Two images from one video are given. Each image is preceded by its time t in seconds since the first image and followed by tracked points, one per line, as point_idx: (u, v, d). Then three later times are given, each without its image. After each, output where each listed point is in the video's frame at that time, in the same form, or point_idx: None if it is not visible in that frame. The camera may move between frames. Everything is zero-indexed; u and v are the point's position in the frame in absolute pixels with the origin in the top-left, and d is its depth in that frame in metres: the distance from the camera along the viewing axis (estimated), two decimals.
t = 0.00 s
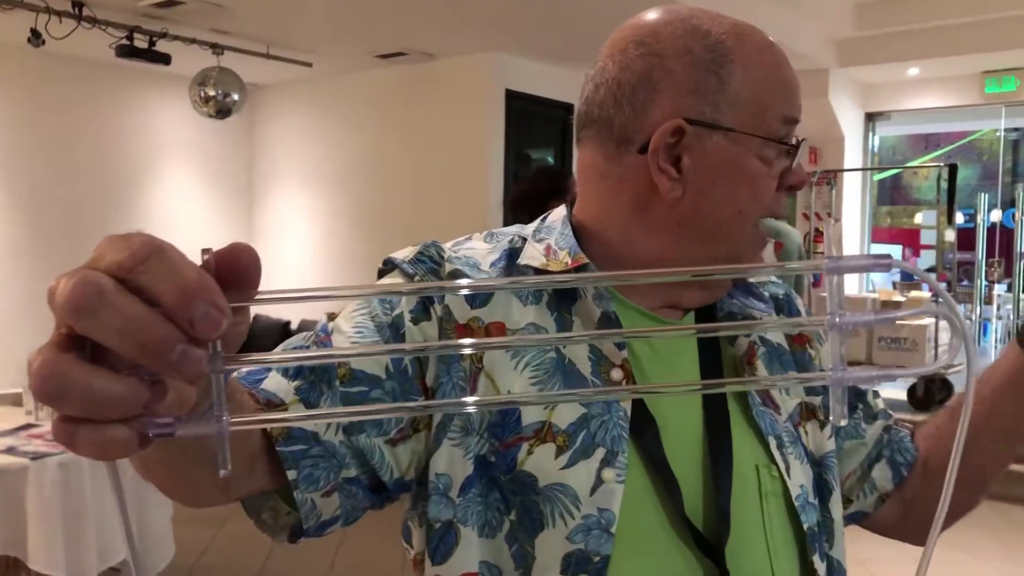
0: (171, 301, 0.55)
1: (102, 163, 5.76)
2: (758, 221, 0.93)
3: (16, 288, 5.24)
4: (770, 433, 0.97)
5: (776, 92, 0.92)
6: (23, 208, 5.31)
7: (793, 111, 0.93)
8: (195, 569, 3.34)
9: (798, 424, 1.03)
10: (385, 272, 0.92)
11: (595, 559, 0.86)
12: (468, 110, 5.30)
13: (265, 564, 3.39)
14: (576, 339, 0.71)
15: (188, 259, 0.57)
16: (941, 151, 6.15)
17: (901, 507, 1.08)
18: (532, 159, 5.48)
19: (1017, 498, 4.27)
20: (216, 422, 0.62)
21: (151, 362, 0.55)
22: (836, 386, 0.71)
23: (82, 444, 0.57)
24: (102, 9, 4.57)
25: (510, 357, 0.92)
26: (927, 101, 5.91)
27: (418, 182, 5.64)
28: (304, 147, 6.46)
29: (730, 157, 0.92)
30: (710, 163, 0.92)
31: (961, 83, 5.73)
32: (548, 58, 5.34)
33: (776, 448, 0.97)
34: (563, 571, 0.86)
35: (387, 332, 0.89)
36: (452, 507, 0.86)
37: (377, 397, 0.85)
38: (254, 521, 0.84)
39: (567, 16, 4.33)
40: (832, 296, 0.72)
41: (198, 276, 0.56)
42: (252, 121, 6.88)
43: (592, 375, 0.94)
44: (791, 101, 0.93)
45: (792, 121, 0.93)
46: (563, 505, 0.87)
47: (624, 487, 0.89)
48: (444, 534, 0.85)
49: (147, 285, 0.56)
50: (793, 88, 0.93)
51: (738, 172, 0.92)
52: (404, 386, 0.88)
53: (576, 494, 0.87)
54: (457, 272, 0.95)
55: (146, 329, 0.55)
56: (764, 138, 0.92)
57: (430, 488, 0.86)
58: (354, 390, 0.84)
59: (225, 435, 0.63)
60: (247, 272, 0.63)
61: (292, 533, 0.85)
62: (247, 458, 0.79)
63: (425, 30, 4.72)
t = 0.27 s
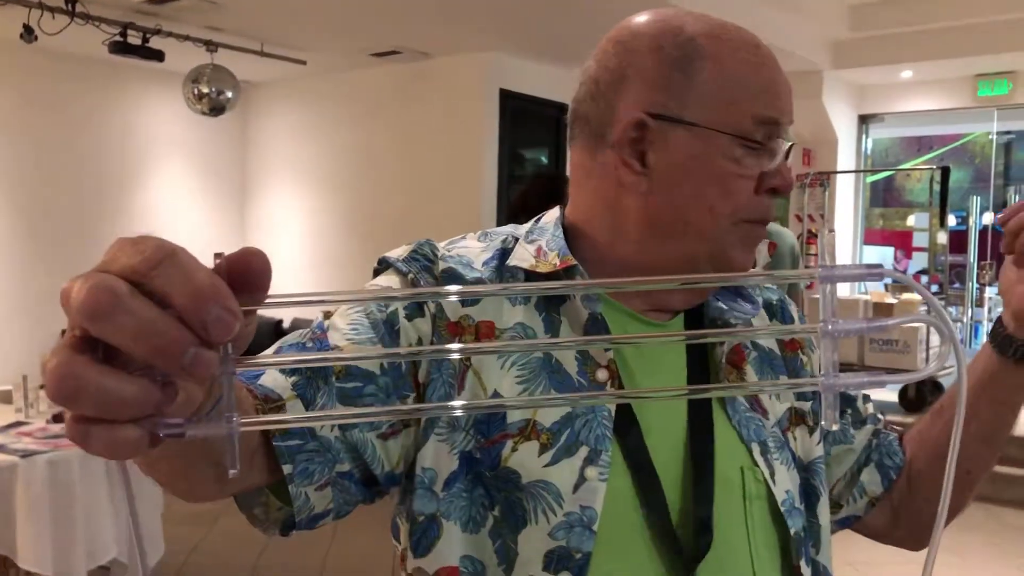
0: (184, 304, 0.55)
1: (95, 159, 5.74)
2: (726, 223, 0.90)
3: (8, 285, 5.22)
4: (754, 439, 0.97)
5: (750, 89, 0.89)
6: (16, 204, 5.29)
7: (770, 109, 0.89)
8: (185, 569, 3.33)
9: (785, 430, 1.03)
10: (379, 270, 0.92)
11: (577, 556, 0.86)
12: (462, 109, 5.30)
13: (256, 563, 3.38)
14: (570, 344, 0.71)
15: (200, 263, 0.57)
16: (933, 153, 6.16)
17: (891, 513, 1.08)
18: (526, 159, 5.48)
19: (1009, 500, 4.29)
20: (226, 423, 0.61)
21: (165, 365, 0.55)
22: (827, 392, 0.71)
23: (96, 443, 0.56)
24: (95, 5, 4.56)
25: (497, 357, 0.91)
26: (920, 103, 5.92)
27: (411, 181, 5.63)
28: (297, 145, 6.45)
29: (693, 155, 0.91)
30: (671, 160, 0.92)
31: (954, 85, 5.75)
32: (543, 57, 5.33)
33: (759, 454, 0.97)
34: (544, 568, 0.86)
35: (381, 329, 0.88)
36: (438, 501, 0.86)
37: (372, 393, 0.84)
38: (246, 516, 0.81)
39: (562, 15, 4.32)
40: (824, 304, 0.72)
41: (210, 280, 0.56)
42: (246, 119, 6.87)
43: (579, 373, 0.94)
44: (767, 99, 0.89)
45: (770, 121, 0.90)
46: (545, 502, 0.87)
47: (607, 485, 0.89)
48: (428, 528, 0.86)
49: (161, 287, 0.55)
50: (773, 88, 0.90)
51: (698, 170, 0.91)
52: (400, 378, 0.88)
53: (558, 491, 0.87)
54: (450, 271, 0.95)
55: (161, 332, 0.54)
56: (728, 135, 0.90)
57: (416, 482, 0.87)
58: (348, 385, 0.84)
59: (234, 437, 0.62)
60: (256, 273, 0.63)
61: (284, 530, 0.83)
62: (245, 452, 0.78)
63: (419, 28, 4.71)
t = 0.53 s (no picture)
0: (163, 281, 0.55)
1: (87, 157, 5.73)
2: (634, 201, 0.90)
3: None
4: (742, 442, 0.95)
5: (659, 67, 0.89)
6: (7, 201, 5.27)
7: (679, 86, 0.88)
8: (174, 567, 3.33)
9: (777, 433, 1.00)
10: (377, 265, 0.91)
11: (556, 550, 0.86)
12: (456, 110, 5.30)
13: (245, 561, 3.38)
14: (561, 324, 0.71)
15: (181, 242, 0.57)
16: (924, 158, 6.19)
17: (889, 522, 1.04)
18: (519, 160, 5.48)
19: (996, 504, 4.33)
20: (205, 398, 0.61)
21: (144, 340, 0.55)
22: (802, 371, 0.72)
23: (78, 416, 0.57)
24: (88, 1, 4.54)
25: (487, 349, 0.91)
26: (911, 108, 5.95)
27: (404, 181, 5.63)
28: (290, 144, 6.44)
29: (609, 136, 0.93)
30: (599, 142, 0.95)
31: (946, 91, 5.77)
32: (536, 58, 5.34)
33: (748, 457, 0.95)
34: (522, 561, 0.86)
35: (382, 319, 0.89)
36: (422, 490, 0.86)
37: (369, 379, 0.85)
38: (242, 500, 0.83)
39: (556, 17, 4.33)
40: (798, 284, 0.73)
41: (189, 259, 0.56)
42: (238, 117, 6.86)
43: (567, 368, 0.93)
44: (674, 75, 0.88)
45: (680, 97, 0.88)
46: (526, 495, 0.86)
47: (589, 481, 0.88)
48: (410, 515, 0.86)
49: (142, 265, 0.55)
50: (689, 65, 0.88)
51: (612, 149, 0.93)
52: (398, 366, 0.88)
53: (540, 485, 0.86)
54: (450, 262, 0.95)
55: (141, 309, 0.54)
56: (639, 114, 0.90)
57: (403, 468, 0.87)
58: (348, 371, 0.84)
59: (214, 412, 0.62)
60: (235, 253, 0.62)
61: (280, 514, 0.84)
62: (242, 438, 0.79)
63: (413, 28, 4.71)
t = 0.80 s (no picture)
0: (131, 268, 0.56)
1: (79, 157, 5.71)
2: (617, 199, 0.90)
3: None
4: (731, 447, 0.95)
5: (643, 67, 0.89)
6: None
7: (662, 84, 0.88)
8: (162, 569, 3.31)
9: (770, 439, 0.99)
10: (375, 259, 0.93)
11: (538, 547, 0.86)
12: (449, 112, 5.30)
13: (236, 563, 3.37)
14: (552, 313, 0.71)
15: (152, 230, 0.57)
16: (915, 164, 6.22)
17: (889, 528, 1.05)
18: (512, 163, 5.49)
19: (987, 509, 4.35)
20: (174, 383, 0.62)
21: (113, 325, 0.56)
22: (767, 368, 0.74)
23: (51, 399, 0.58)
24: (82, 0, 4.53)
25: (478, 345, 0.92)
26: (903, 115, 5.97)
27: (397, 183, 5.63)
28: (282, 146, 6.43)
29: (597, 134, 0.94)
30: (587, 141, 0.96)
31: (937, 97, 5.80)
32: (529, 62, 5.35)
33: (736, 462, 0.94)
34: (504, 556, 0.86)
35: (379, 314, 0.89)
36: (410, 482, 0.87)
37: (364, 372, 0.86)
38: (233, 485, 0.82)
39: (550, 20, 4.34)
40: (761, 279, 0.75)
41: (159, 246, 0.56)
42: (231, 118, 6.83)
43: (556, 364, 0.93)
44: (657, 73, 0.88)
45: (661, 94, 0.88)
46: (509, 491, 0.86)
47: (573, 480, 0.88)
48: (400, 506, 0.86)
49: (109, 254, 0.55)
50: (671, 62, 0.88)
51: (599, 147, 0.93)
52: (391, 361, 0.89)
53: (523, 481, 0.86)
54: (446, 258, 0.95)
55: (109, 295, 0.55)
56: (623, 114, 0.91)
57: (394, 460, 0.87)
58: (342, 362, 0.85)
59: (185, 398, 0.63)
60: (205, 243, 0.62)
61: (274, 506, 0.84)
62: (236, 427, 0.78)
63: (407, 30, 4.71)
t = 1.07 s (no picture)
0: (104, 272, 0.56)
1: (72, 158, 5.70)
2: (608, 197, 0.91)
3: None
4: (721, 449, 0.94)
5: (631, 65, 0.90)
6: None
7: (649, 80, 0.89)
8: (155, 571, 3.30)
9: (762, 441, 0.99)
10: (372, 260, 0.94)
11: (522, 546, 0.86)
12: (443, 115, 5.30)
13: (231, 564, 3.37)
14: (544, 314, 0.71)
15: (126, 233, 0.58)
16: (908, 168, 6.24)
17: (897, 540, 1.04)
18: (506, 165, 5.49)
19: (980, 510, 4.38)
20: (149, 384, 0.61)
21: (85, 328, 0.57)
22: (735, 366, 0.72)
23: (26, 400, 0.59)
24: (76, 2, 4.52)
25: (470, 344, 0.92)
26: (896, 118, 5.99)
27: (391, 185, 5.63)
28: (276, 147, 6.43)
29: (587, 134, 0.95)
30: (579, 142, 0.96)
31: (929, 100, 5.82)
32: (523, 64, 5.35)
33: (726, 465, 0.94)
34: (489, 554, 0.87)
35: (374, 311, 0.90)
36: (403, 479, 0.88)
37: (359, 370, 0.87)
38: (230, 481, 0.84)
39: (544, 23, 4.35)
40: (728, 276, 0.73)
41: (131, 248, 0.57)
42: (225, 119, 6.84)
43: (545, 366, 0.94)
44: (644, 70, 0.89)
45: (649, 91, 0.89)
46: (496, 490, 0.87)
47: (559, 481, 0.88)
48: (393, 502, 0.87)
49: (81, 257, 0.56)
50: (658, 59, 0.89)
51: (589, 147, 0.94)
52: (386, 359, 0.90)
53: (509, 481, 0.87)
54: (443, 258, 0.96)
55: (81, 297, 0.56)
56: (612, 112, 0.92)
57: (387, 458, 0.88)
58: (336, 360, 0.86)
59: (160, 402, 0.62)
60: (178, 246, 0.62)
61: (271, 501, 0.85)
62: (232, 421, 0.79)
63: (402, 32, 4.71)
